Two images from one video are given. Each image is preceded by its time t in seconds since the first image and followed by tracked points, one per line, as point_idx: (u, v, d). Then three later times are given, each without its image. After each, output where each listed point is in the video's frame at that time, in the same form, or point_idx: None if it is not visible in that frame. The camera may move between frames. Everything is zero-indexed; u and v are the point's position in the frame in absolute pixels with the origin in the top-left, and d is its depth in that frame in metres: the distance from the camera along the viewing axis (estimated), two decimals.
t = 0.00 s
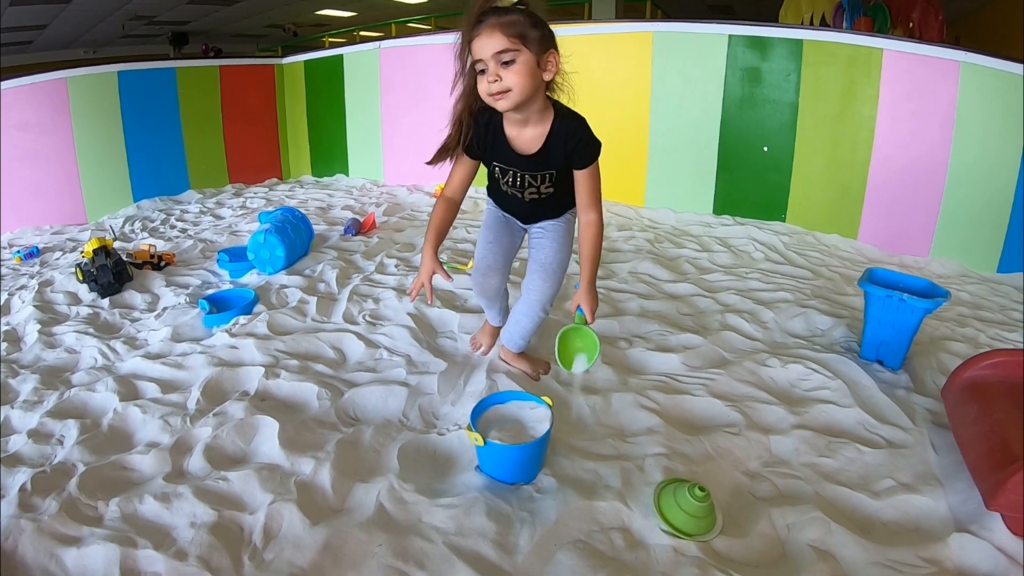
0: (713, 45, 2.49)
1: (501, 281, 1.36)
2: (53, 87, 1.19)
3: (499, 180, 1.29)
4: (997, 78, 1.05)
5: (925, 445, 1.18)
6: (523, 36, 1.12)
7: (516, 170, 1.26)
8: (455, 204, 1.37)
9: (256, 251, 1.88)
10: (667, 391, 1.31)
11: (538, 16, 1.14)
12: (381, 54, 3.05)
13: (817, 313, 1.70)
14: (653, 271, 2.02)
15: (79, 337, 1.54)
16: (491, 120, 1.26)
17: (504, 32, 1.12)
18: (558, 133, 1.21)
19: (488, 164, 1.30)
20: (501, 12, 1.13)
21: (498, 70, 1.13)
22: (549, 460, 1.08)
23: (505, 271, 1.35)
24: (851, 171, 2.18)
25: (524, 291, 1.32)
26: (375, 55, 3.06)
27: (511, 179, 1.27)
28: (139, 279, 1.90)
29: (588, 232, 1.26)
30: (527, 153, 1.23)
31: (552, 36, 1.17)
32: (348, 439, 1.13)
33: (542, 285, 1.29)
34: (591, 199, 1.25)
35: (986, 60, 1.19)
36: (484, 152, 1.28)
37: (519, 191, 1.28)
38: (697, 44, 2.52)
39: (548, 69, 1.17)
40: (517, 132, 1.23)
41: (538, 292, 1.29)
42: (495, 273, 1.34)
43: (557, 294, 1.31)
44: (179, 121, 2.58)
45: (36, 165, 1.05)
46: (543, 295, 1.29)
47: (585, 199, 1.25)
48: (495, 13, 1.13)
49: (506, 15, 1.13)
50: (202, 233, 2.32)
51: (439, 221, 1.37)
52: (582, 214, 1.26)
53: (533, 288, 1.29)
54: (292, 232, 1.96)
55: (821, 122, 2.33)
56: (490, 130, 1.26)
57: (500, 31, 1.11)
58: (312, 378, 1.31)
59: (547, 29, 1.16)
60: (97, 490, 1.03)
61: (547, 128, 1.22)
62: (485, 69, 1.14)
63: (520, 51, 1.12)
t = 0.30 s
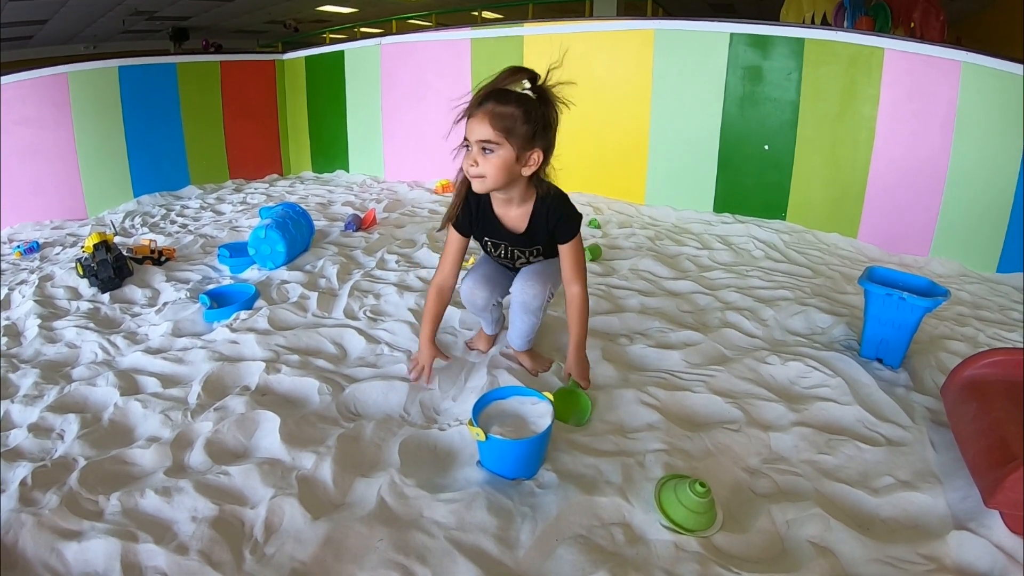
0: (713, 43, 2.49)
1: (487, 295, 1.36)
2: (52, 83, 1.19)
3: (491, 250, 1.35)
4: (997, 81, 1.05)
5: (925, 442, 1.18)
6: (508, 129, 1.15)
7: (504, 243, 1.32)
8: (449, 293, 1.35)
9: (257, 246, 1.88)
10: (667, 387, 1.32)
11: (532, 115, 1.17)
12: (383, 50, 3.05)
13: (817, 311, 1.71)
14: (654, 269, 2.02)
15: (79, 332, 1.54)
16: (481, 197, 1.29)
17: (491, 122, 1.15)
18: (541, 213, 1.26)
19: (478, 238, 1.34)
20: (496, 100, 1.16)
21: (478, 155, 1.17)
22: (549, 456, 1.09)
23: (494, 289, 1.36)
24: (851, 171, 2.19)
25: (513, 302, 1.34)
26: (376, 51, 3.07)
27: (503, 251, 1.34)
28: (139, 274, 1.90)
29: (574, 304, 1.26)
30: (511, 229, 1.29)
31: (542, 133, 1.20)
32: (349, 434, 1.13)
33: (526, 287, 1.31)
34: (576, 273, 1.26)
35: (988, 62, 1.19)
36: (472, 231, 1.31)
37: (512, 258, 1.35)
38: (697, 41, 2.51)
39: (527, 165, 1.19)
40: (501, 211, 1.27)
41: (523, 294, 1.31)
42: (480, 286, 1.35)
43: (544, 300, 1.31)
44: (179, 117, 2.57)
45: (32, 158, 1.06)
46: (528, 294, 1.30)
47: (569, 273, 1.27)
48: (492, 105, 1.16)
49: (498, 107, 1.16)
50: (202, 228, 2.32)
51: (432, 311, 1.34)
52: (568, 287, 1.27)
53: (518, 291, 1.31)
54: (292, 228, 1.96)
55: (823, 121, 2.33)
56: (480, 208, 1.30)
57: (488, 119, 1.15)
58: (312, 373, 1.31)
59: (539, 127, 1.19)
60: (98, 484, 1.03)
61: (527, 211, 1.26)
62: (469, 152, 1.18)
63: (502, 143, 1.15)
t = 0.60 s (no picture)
0: (713, 41, 2.48)
1: (468, 282, 1.34)
2: (54, 81, 1.19)
3: (482, 263, 1.37)
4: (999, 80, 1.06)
5: (927, 441, 1.18)
6: (483, 147, 1.19)
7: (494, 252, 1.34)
8: (442, 295, 1.36)
9: (258, 244, 1.88)
10: (669, 385, 1.32)
11: (511, 132, 1.20)
12: (383, 48, 3.04)
13: (819, 310, 1.70)
14: (655, 267, 2.02)
15: (80, 330, 1.54)
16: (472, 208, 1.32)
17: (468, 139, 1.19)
18: (527, 225, 1.28)
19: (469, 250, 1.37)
20: (475, 118, 1.20)
21: (458, 170, 1.21)
22: (551, 454, 1.09)
23: (478, 279, 1.34)
24: (854, 168, 2.21)
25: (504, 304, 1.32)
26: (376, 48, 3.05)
27: (492, 262, 1.36)
28: (141, 272, 1.90)
29: (572, 311, 1.27)
30: (497, 240, 1.32)
31: (524, 150, 1.22)
32: (351, 431, 1.13)
33: (517, 288, 1.29)
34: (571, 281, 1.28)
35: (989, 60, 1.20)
36: (463, 241, 1.33)
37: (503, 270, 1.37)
38: (698, 38, 2.51)
39: (504, 180, 1.22)
40: (490, 222, 1.31)
41: (514, 296, 1.29)
42: (462, 273, 1.34)
43: (536, 304, 1.29)
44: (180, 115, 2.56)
45: (38, 158, 1.05)
46: (519, 296, 1.28)
47: (563, 279, 1.28)
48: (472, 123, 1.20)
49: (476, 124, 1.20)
50: (203, 226, 2.32)
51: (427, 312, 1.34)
52: (564, 292, 1.29)
53: (509, 292, 1.29)
54: (294, 225, 1.96)
55: (824, 119, 2.33)
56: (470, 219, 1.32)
57: (465, 136, 1.19)
58: (314, 371, 1.32)
59: (519, 144, 1.21)
60: (99, 482, 1.03)
61: (512, 224, 1.29)
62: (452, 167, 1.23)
63: (476, 160, 1.19)
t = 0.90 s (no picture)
0: (714, 40, 2.48)
1: (438, 277, 1.34)
2: (51, 79, 1.18)
3: (467, 258, 1.39)
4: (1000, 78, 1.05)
5: (927, 440, 1.17)
6: (480, 147, 1.21)
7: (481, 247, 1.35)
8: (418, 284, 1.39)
9: (256, 241, 1.87)
10: (668, 383, 1.31)
11: (508, 133, 1.22)
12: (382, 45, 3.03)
13: (818, 308, 1.70)
14: (654, 265, 2.01)
15: (78, 327, 1.53)
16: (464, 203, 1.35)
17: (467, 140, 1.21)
18: (517, 223, 1.31)
19: (457, 242, 1.39)
20: (473, 119, 1.22)
21: (455, 170, 1.23)
22: (549, 452, 1.08)
23: (448, 274, 1.35)
24: (853, 168, 2.14)
25: (502, 301, 1.30)
26: (375, 46, 3.04)
27: (477, 255, 1.37)
28: (138, 269, 1.89)
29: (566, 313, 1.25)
30: (487, 235, 1.34)
31: (521, 150, 1.24)
32: (348, 429, 1.13)
33: (514, 280, 1.28)
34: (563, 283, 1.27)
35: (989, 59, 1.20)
36: (451, 233, 1.36)
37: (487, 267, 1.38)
38: (698, 37, 2.50)
39: (501, 180, 1.24)
40: (484, 219, 1.33)
41: (511, 288, 1.28)
42: (433, 269, 1.35)
43: (534, 291, 1.29)
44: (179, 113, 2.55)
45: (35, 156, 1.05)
46: (516, 287, 1.27)
47: (555, 281, 1.28)
48: (470, 122, 1.22)
49: (474, 125, 1.22)
50: (201, 223, 2.31)
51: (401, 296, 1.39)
52: (555, 295, 1.27)
53: (506, 285, 1.28)
54: (292, 222, 1.95)
55: (824, 117, 2.31)
56: (461, 213, 1.35)
57: (462, 137, 1.21)
58: (311, 369, 1.31)
59: (516, 144, 1.23)
60: (95, 480, 1.03)
61: (504, 221, 1.31)
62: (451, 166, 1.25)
63: (473, 161, 1.21)
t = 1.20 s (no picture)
0: (713, 39, 2.47)
1: (430, 293, 1.33)
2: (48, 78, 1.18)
3: (446, 268, 1.38)
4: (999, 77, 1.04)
5: (926, 440, 1.17)
6: (436, 161, 1.19)
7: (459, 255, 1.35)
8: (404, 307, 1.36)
9: (253, 240, 1.87)
10: (667, 383, 1.31)
11: (461, 143, 1.21)
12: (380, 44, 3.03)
13: (817, 308, 1.70)
14: (652, 264, 2.01)
15: (74, 326, 1.53)
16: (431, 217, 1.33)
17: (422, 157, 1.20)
18: (488, 226, 1.30)
19: (433, 255, 1.37)
20: (424, 134, 1.20)
21: (416, 188, 1.22)
22: (547, 452, 1.08)
23: (439, 288, 1.34)
24: (851, 167, 2.15)
25: (493, 295, 1.31)
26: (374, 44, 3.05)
27: (457, 263, 1.37)
28: (136, 268, 1.89)
29: (551, 301, 1.27)
30: (460, 243, 1.33)
31: (476, 157, 1.23)
32: (344, 429, 1.12)
33: (502, 271, 1.28)
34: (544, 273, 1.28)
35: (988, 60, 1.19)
36: (426, 249, 1.33)
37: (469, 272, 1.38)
38: (696, 36, 2.50)
39: (462, 189, 1.23)
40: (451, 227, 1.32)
41: (500, 280, 1.29)
42: (423, 286, 1.33)
43: (523, 279, 1.30)
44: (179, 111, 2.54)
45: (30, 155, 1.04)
46: (504, 278, 1.28)
47: (537, 271, 1.29)
48: (422, 138, 1.21)
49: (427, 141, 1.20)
50: (199, 222, 2.30)
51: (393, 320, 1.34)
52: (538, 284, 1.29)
53: (495, 277, 1.29)
54: (289, 221, 1.94)
55: (821, 116, 2.31)
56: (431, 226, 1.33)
57: (416, 154, 1.20)
58: (308, 368, 1.30)
59: (470, 152, 1.22)
60: (91, 480, 1.02)
61: (473, 227, 1.31)
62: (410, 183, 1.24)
63: (432, 176, 1.20)
